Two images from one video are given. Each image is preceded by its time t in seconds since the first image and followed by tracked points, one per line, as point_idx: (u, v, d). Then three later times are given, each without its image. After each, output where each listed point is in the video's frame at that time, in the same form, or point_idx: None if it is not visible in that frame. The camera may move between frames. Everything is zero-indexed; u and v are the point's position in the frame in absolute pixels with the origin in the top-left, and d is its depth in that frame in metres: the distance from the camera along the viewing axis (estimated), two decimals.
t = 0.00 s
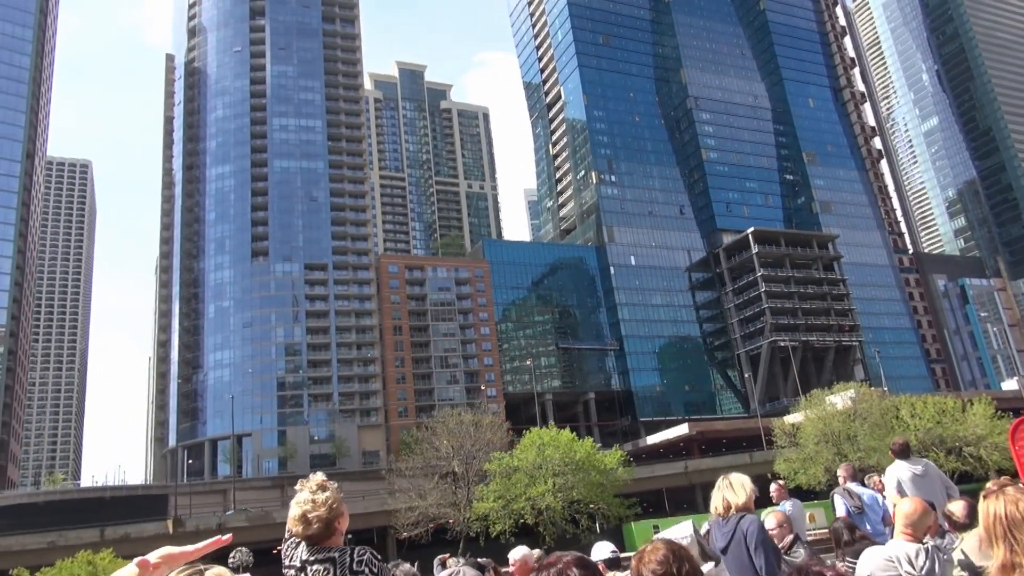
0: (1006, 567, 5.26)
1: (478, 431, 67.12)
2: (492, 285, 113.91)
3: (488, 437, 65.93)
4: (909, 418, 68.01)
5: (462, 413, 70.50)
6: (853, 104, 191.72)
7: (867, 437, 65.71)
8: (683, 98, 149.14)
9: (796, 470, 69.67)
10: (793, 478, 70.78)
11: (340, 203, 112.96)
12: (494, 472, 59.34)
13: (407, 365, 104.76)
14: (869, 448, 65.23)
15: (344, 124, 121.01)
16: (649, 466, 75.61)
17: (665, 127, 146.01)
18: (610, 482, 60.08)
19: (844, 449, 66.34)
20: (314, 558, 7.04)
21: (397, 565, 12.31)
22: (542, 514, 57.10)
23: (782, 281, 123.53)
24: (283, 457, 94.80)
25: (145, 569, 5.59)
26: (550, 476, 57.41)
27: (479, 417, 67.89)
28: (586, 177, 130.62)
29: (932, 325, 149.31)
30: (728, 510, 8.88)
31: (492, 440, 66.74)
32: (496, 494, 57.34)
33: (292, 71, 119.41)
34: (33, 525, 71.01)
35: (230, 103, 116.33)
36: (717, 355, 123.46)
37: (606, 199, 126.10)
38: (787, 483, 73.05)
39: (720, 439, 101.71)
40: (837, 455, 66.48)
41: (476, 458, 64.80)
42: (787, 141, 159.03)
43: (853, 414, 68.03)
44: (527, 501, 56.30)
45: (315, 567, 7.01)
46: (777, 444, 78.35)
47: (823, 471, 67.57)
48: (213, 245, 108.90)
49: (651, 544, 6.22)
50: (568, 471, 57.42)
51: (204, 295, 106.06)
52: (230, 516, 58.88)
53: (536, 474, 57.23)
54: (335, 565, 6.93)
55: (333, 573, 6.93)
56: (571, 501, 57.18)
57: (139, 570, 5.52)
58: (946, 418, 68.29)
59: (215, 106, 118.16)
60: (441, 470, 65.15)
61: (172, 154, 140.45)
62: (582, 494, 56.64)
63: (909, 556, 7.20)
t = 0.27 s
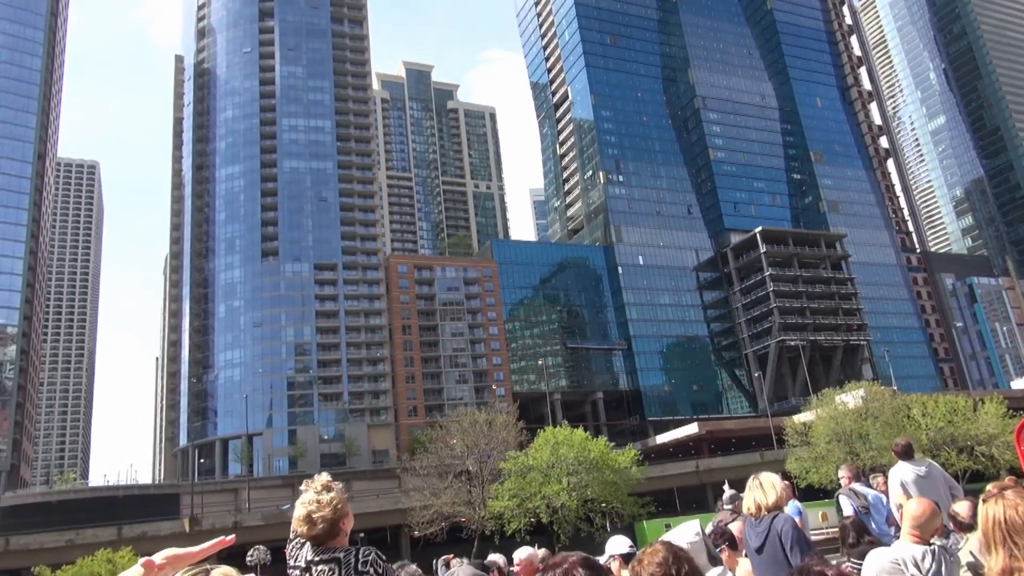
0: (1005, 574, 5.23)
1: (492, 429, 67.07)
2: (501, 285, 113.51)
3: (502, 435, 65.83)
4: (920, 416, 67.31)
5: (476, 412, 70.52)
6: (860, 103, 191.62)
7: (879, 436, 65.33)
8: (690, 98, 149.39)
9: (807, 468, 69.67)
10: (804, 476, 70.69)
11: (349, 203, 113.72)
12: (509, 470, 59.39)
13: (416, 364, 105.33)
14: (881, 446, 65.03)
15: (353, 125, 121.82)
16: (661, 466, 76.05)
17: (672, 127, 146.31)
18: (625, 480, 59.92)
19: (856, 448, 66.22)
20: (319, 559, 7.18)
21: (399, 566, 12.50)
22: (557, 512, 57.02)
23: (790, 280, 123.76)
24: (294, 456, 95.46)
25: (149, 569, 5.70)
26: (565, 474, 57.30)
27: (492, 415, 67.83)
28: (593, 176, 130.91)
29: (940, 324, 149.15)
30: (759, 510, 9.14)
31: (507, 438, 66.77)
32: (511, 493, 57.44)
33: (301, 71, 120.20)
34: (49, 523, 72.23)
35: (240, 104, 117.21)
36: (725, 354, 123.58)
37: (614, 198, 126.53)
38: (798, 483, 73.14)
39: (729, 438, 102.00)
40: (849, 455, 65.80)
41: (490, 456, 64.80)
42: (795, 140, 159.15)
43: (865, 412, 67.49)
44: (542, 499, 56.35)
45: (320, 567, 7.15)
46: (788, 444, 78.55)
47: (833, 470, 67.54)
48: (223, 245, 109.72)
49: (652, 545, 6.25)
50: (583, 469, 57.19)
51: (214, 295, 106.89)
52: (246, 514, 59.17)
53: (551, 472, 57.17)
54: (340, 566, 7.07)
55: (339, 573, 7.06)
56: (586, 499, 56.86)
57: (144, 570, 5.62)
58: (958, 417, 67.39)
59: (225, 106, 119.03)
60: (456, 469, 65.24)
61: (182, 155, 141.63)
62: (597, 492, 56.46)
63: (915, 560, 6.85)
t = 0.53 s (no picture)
0: None
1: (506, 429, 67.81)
2: (509, 285, 114.29)
3: (516, 436, 66.36)
4: (931, 416, 67.20)
5: (490, 411, 71.16)
6: (867, 103, 191.60)
7: (891, 435, 65.50)
8: (697, 98, 149.81)
9: (819, 467, 70.01)
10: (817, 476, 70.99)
11: (358, 204, 114.38)
12: (524, 469, 60.14)
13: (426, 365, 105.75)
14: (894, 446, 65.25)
15: (362, 126, 122.54)
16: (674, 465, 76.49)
17: (679, 127, 146.74)
18: (639, 480, 60.53)
19: (869, 447, 66.26)
20: (323, 559, 7.16)
21: (407, 566, 12.55)
22: (572, 511, 57.72)
23: (798, 280, 123.90)
24: (304, 456, 95.63)
25: (163, 569, 5.99)
26: (580, 474, 57.94)
27: (505, 415, 68.46)
28: (601, 176, 131.14)
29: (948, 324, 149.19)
30: (791, 506, 9.73)
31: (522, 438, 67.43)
32: (527, 492, 58.11)
33: (310, 73, 120.96)
34: (65, 523, 73.32)
35: (249, 106, 117.99)
36: (733, 354, 123.90)
37: (622, 198, 126.85)
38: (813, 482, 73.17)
39: (739, 438, 102.05)
40: (863, 455, 66.09)
41: (505, 456, 65.46)
42: (802, 140, 159.26)
43: (878, 412, 67.75)
44: (558, 499, 57.07)
45: (325, 568, 7.12)
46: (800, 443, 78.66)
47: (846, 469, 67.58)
48: (232, 246, 110.32)
49: (658, 546, 6.23)
50: (598, 469, 57.85)
51: (224, 295, 107.58)
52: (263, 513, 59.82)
53: (566, 472, 57.82)
54: (345, 567, 7.05)
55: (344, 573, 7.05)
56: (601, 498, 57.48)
57: (157, 570, 5.92)
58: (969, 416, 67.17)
59: (234, 108, 119.80)
60: (471, 468, 65.90)
61: (191, 157, 142.62)
62: (612, 492, 57.11)
63: (921, 561, 6.84)
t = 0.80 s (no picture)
0: None
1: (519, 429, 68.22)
2: (518, 285, 114.64)
3: (531, 436, 66.64)
4: (943, 415, 67.18)
5: (504, 412, 71.56)
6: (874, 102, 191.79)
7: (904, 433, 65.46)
8: (704, 98, 150.08)
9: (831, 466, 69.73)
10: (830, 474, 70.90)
11: (367, 205, 115.00)
12: (539, 469, 60.37)
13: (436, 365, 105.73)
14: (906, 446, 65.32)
15: (370, 127, 123.32)
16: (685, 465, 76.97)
17: (686, 127, 147.04)
18: (653, 479, 60.57)
19: (881, 446, 66.28)
20: (327, 559, 7.50)
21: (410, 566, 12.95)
22: (587, 511, 57.95)
23: (807, 279, 124.09)
24: (315, 456, 96.29)
25: (172, 567, 6.33)
26: (595, 473, 58.02)
27: (520, 415, 68.81)
28: (608, 176, 131.46)
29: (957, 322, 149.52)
30: (814, 504, 9.82)
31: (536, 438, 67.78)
32: (542, 491, 58.28)
33: (319, 75, 121.73)
34: (80, 523, 74.17)
35: (259, 107, 118.84)
36: (742, 353, 124.17)
37: (629, 198, 127.22)
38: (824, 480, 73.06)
39: (749, 437, 102.34)
40: (878, 455, 66.34)
41: (520, 456, 65.68)
42: (809, 139, 159.34)
43: (890, 411, 67.76)
44: (573, 498, 57.21)
45: (328, 567, 7.47)
46: (812, 442, 78.88)
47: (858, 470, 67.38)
48: (243, 247, 111.06)
49: (668, 542, 6.16)
50: (612, 468, 57.92)
51: (235, 296, 108.27)
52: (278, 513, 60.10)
53: (580, 471, 57.97)
54: (348, 565, 7.38)
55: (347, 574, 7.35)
56: (616, 498, 57.71)
57: (164, 568, 6.25)
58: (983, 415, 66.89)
59: (243, 110, 120.60)
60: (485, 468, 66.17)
61: (200, 159, 143.66)
62: (627, 491, 57.14)
63: (925, 557, 7.16)
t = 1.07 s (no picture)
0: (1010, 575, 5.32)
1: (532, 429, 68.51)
2: (525, 286, 115.12)
3: (544, 436, 66.94)
4: (954, 415, 66.86)
5: (516, 412, 71.92)
6: (881, 102, 191.72)
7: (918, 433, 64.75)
8: (711, 98, 150.25)
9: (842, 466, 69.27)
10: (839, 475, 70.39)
11: (375, 207, 115.56)
12: (553, 469, 60.61)
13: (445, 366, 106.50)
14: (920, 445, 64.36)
15: (378, 129, 124.00)
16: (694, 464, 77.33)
17: (693, 127, 147.28)
18: (666, 479, 60.79)
19: (893, 446, 65.92)
20: (331, 558, 7.51)
21: (417, 566, 13.03)
22: (601, 511, 58.14)
23: (814, 280, 124.34)
24: (325, 457, 96.86)
25: (178, 566, 6.38)
26: (608, 473, 58.26)
27: (532, 415, 69.11)
28: (616, 177, 131.67)
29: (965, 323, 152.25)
30: (841, 501, 9.85)
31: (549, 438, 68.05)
32: (556, 491, 58.52)
33: (327, 77, 122.31)
34: (92, 523, 75.08)
35: (267, 109, 119.43)
36: (750, 354, 124.86)
37: (637, 199, 127.64)
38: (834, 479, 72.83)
39: (758, 437, 102.76)
40: (889, 456, 65.94)
41: (533, 456, 65.94)
42: (816, 139, 159.44)
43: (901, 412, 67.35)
44: (587, 497, 57.42)
45: (333, 567, 7.47)
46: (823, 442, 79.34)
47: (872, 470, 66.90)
48: (252, 249, 111.61)
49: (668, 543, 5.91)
50: (626, 468, 58.18)
51: (245, 298, 108.69)
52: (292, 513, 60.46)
53: (594, 471, 58.17)
54: (352, 565, 7.39)
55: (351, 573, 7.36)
56: (630, 497, 57.88)
57: (171, 569, 6.30)
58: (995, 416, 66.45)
59: (252, 111, 121.15)
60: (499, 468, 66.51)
61: (209, 161, 144.51)
62: (641, 491, 57.36)
63: (927, 556, 7.13)
